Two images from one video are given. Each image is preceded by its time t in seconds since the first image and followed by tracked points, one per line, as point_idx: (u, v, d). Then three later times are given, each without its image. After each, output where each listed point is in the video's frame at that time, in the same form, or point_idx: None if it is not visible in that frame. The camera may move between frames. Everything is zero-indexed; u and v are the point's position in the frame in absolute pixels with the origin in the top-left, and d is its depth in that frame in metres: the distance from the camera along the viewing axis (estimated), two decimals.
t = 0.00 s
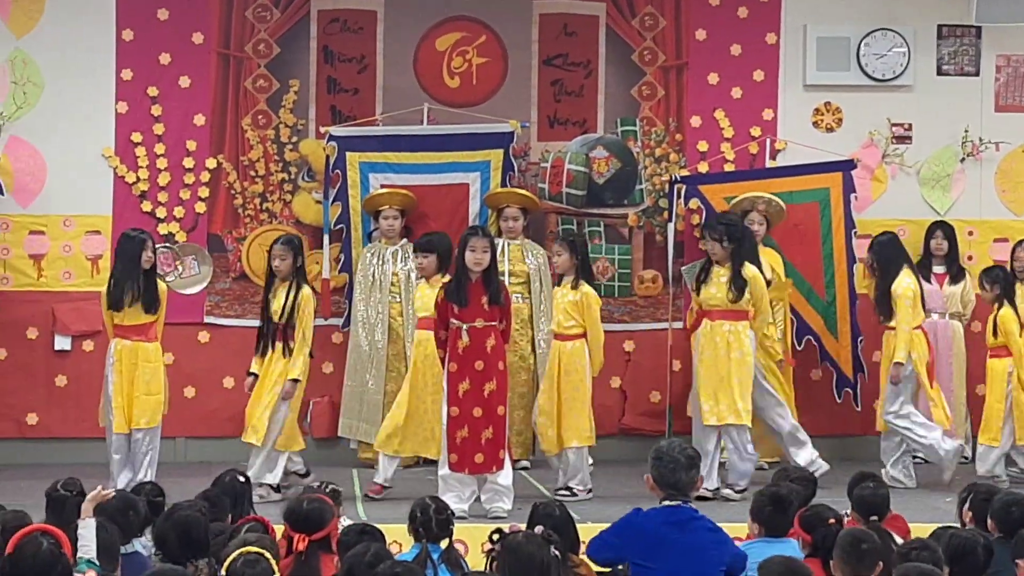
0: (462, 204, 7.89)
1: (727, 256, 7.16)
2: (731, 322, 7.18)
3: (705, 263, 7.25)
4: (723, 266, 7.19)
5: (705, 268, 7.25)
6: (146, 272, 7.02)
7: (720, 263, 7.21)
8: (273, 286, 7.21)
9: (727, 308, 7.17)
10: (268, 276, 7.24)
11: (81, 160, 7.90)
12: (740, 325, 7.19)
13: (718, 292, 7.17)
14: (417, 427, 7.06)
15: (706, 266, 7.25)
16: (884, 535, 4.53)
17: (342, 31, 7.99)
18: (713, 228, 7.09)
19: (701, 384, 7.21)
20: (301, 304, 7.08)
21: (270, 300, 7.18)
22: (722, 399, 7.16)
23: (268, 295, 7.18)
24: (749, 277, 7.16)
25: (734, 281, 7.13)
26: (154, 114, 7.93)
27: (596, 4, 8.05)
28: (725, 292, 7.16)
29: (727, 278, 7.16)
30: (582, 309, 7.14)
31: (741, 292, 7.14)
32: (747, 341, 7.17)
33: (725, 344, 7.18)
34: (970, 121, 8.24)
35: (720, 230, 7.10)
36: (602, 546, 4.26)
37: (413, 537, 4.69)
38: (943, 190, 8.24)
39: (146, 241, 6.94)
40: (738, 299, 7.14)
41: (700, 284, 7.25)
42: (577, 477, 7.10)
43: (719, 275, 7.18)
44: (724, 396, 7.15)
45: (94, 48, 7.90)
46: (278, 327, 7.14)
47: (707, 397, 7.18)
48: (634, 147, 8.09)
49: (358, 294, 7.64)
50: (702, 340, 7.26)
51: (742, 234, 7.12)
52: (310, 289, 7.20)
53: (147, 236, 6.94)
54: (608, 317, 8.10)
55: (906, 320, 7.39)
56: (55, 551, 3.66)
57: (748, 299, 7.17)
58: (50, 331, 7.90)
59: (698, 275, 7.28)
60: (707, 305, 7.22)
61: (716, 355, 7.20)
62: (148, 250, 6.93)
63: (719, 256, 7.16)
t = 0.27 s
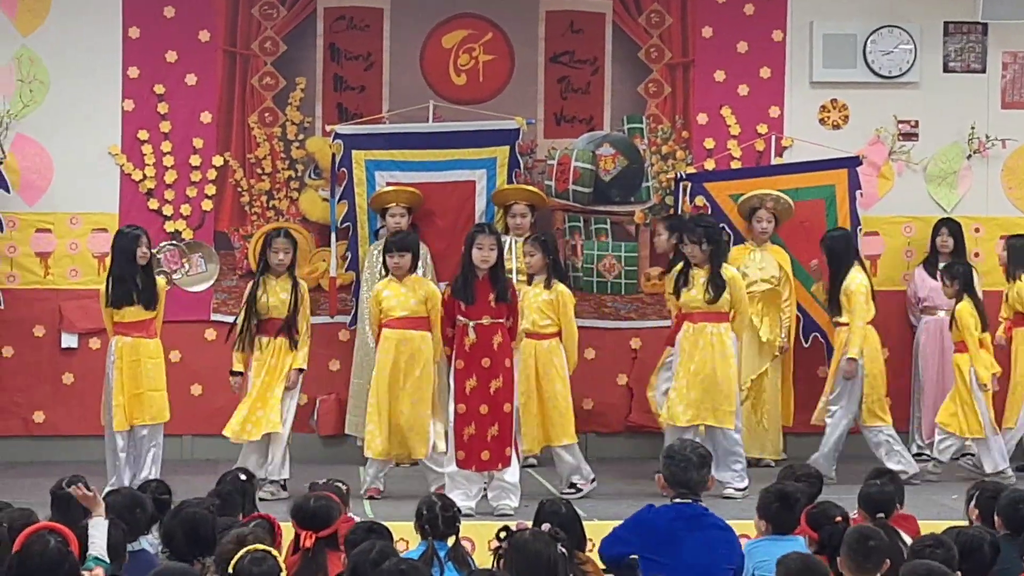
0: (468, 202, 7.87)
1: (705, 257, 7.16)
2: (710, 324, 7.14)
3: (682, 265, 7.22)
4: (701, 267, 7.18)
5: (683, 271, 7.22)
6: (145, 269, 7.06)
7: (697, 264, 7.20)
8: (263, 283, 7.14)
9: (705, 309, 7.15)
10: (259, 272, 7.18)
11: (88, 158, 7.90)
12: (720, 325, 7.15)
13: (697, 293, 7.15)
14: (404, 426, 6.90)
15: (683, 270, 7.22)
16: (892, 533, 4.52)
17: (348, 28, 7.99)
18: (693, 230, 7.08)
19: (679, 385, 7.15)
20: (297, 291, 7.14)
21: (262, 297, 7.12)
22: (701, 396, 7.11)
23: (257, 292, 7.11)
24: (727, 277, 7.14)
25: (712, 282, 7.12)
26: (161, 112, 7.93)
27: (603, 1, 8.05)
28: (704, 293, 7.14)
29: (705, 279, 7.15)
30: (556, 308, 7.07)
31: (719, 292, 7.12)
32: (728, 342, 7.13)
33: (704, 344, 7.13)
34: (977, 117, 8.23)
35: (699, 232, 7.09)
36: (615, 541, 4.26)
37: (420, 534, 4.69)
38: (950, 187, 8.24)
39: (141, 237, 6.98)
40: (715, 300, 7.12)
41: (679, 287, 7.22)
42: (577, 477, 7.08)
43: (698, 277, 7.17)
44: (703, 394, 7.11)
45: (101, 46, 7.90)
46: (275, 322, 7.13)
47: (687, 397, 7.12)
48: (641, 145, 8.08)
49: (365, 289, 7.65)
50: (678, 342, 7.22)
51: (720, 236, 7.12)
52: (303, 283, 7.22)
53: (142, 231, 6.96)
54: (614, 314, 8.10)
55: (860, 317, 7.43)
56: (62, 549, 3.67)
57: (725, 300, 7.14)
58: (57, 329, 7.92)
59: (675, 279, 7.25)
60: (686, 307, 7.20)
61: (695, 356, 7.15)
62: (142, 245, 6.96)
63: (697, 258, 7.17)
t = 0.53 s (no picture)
0: (472, 199, 7.88)
1: (692, 254, 7.16)
2: (700, 319, 7.16)
3: (671, 263, 7.25)
4: (689, 264, 7.20)
5: (671, 268, 7.25)
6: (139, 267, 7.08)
7: (685, 261, 7.21)
8: (268, 281, 7.12)
9: (696, 305, 7.16)
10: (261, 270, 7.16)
11: (92, 156, 7.90)
12: (707, 320, 7.16)
13: (686, 290, 7.17)
14: (396, 420, 6.95)
15: (672, 268, 7.25)
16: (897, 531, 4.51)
17: (353, 26, 7.99)
18: (678, 226, 7.08)
19: (670, 379, 7.16)
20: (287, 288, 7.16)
21: (269, 296, 7.10)
22: (692, 389, 7.13)
23: (266, 292, 7.08)
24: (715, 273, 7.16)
25: (699, 275, 7.14)
26: (165, 110, 7.93)
27: None
28: (692, 289, 7.15)
29: (694, 275, 7.16)
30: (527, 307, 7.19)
31: (706, 288, 7.13)
32: (718, 338, 7.14)
33: (693, 340, 7.15)
34: (981, 115, 8.24)
35: (684, 228, 7.09)
36: (622, 544, 4.29)
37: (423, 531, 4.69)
38: (954, 184, 8.24)
39: (134, 237, 7.01)
40: (703, 296, 7.13)
41: (667, 283, 7.24)
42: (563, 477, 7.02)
43: (686, 273, 7.19)
44: (696, 389, 7.13)
45: (106, 44, 7.90)
46: (286, 319, 7.14)
47: (680, 391, 7.13)
48: (646, 142, 8.08)
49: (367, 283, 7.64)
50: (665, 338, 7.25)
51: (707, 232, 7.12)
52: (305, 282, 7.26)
53: (138, 228, 6.98)
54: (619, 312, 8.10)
55: (806, 316, 7.46)
56: (67, 547, 3.67)
57: (714, 295, 7.15)
58: (61, 327, 7.92)
59: (664, 275, 7.27)
60: (675, 303, 7.21)
61: (683, 351, 7.17)
62: (135, 244, 6.99)
63: (684, 255, 7.16)
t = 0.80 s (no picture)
0: (475, 197, 7.89)
1: (693, 250, 7.13)
2: (703, 317, 7.17)
3: (673, 260, 7.23)
4: (689, 261, 7.18)
5: (673, 265, 7.23)
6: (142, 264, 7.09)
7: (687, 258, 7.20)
8: (272, 279, 7.13)
9: (697, 303, 7.15)
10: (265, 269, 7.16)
11: (94, 154, 7.90)
12: (710, 317, 7.17)
13: (688, 287, 7.16)
14: (393, 418, 6.94)
15: (675, 264, 7.23)
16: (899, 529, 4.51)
17: (354, 24, 7.99)
18: (681, 223, 7.05)
19: (676, 377, 7.18)
20: (296, 285, 7.17)
21: (272, 294, 7.10)
22: (696, 386, 7.15)
23: (268, 291, 7.08)
24: (717, 270, 7.13)
25: (699, 273, 7.11)
26: (166, 108, 7.92)
27: None
28: (693, 286, 7.14)
29: (693, 271, 7.15)
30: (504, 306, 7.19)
31: (706, 285, 7.11)
32: (722, 335, 7.15)
33: (698, 338, 7.15)
34: (983, 114, 8.24)
35: (686, 225, 7.05)
36: (622, 544, 4.31)
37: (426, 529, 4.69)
38: (956, 182, 8.24)
39: (138, 234, 7.02)
40: (703, 293, 7.12)
41: (670, 280, 7.22)
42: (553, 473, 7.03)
43: (687, 270, 7.17)
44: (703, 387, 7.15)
45: (108, 42, 7.90)
46: (288, 318, 7.13)
47: (684, 389, 7.16)
48: (647, 140, 8.10)
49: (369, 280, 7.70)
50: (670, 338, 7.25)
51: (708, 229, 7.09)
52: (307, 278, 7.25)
53: (142, 226, 6.99)
54: (621, 309, 8.11)
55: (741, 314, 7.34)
56: (70, 544, 3.67)
57: (715, 292, 7.13)
58: (63, 325, 7.91)
59: (667, 273, 7.26)
60: (677, 301, 7.20)
61: (690, 349, 7.18)
62: (139, 242, 7.00)
63: (685, 252, 7.13)
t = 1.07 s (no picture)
0: (475, 195, 7.91)
1: (709, 249, 7.16)
2: (721, 316, 7.19)
3: (687, 260, 7.24)
4: (705, 261, 7.20)
5: (687, 264, 7.24)
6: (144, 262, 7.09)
7: (701, 258, 7.21)
8: (266, 277, 7.12)
9: (715, 303, 7.18)
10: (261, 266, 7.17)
11: (93, 152, 7.90)
12: (727, 316, 7.20)
13: (704, 287, 7.17)
14: (400, 417, 6.95)
15: (688, 263, 7.24)
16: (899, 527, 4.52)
17: (354, 22, 7.99)
18: (697, 220, 7.10)
19: (696, 379, 7.18)
20: (299, 285, 7.17)
21: (266, 292, 7.10)
22: (718, 387, 7.18)
23: (263, 288, 7.08)
24: (731, 268, 7.16)
25: (715, 273, 7.14)
26: (166, 106, 7.92)
27: None
28: (709, 286, 7.16)
29: (711, 271, 7.16)
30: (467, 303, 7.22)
31: (722, 286, 7.14)
32: (741, 334, 7.19)
33: (717, 338, 7.17)
34: (983, 111, 8.24)
35: (702, 222, 7.10)
36: (623, 545, 4.30)
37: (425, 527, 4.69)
38: (956, 180, 8.24)
39: (139, 232, 7.01)
40: (720, 293, 7.14)
41: (685, 280, 7.23)
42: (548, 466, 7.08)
43: (703, 270, 7.19)
44: (724, 387, 7.19)
45: (108, 40, 7.89)
46: (283, 315, 7.13)
47: (705, 389, 7.18)
48: (647, 138, 8.09)
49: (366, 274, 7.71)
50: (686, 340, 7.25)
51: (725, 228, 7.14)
52: (303, 276, 7.24)
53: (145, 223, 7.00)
54: (620, 307, 8.12)
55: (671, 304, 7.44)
56: (71, 543, 3.66)
57: (733, 292, 7.17)
58: (63, 323, 7.91)
59: (680, 272, 7.27)
60: (693, 301, 7.22)
61: (707, 349, 7.19)
62: (139, 239, 6.99)
63: (701, 249, 7.16)
